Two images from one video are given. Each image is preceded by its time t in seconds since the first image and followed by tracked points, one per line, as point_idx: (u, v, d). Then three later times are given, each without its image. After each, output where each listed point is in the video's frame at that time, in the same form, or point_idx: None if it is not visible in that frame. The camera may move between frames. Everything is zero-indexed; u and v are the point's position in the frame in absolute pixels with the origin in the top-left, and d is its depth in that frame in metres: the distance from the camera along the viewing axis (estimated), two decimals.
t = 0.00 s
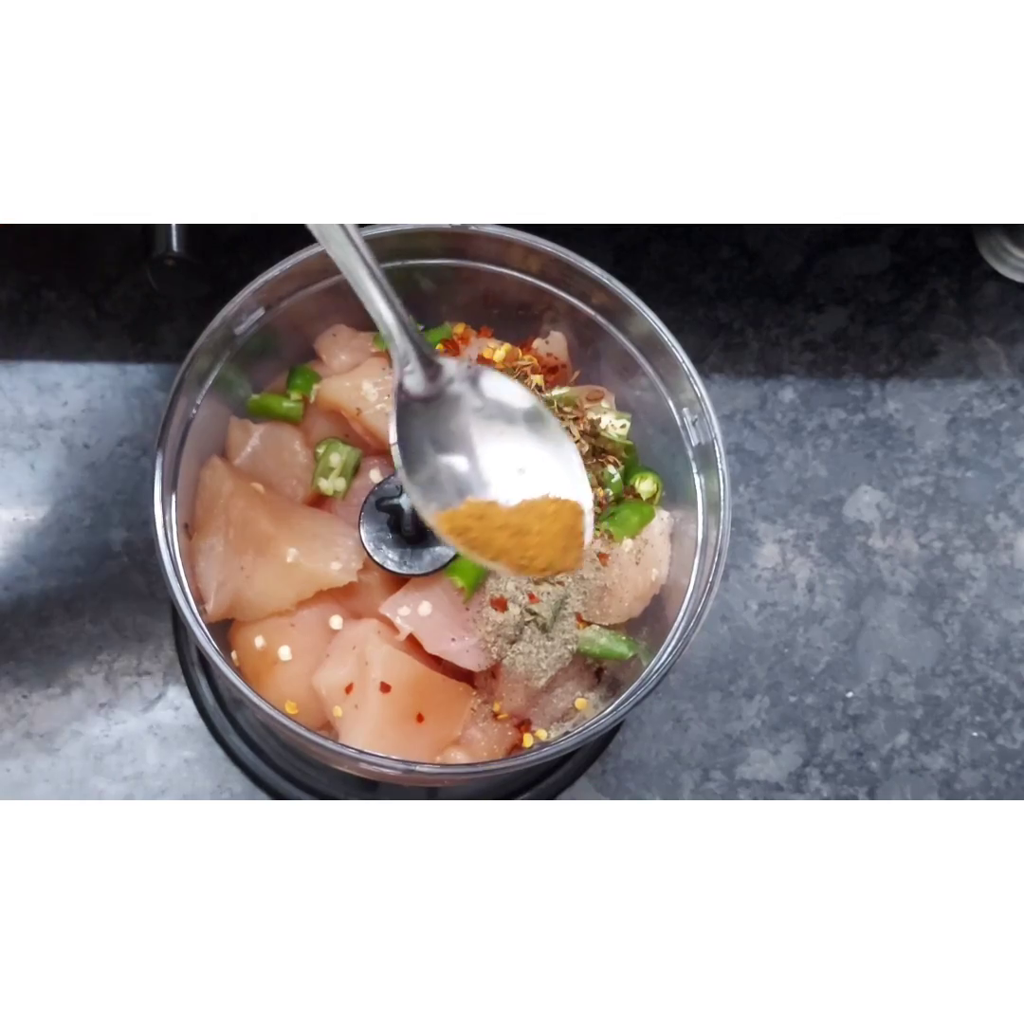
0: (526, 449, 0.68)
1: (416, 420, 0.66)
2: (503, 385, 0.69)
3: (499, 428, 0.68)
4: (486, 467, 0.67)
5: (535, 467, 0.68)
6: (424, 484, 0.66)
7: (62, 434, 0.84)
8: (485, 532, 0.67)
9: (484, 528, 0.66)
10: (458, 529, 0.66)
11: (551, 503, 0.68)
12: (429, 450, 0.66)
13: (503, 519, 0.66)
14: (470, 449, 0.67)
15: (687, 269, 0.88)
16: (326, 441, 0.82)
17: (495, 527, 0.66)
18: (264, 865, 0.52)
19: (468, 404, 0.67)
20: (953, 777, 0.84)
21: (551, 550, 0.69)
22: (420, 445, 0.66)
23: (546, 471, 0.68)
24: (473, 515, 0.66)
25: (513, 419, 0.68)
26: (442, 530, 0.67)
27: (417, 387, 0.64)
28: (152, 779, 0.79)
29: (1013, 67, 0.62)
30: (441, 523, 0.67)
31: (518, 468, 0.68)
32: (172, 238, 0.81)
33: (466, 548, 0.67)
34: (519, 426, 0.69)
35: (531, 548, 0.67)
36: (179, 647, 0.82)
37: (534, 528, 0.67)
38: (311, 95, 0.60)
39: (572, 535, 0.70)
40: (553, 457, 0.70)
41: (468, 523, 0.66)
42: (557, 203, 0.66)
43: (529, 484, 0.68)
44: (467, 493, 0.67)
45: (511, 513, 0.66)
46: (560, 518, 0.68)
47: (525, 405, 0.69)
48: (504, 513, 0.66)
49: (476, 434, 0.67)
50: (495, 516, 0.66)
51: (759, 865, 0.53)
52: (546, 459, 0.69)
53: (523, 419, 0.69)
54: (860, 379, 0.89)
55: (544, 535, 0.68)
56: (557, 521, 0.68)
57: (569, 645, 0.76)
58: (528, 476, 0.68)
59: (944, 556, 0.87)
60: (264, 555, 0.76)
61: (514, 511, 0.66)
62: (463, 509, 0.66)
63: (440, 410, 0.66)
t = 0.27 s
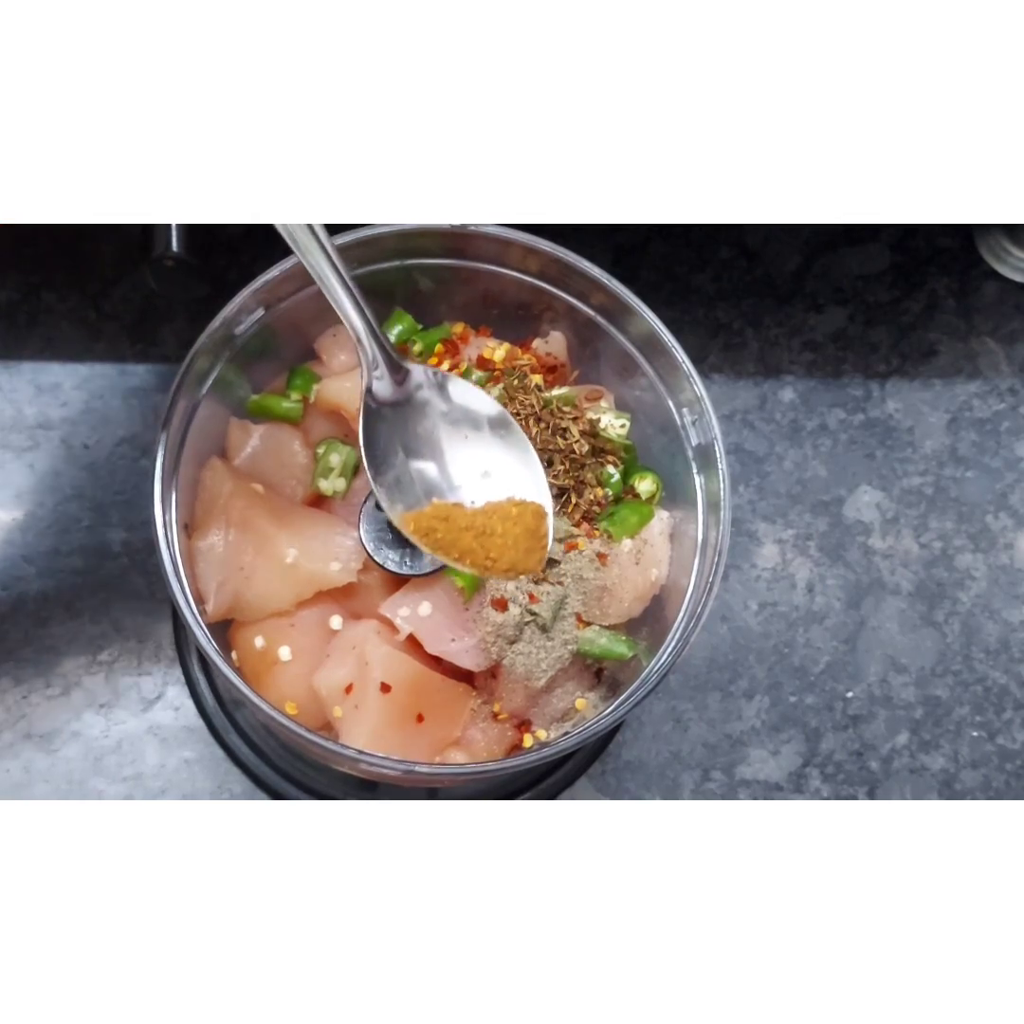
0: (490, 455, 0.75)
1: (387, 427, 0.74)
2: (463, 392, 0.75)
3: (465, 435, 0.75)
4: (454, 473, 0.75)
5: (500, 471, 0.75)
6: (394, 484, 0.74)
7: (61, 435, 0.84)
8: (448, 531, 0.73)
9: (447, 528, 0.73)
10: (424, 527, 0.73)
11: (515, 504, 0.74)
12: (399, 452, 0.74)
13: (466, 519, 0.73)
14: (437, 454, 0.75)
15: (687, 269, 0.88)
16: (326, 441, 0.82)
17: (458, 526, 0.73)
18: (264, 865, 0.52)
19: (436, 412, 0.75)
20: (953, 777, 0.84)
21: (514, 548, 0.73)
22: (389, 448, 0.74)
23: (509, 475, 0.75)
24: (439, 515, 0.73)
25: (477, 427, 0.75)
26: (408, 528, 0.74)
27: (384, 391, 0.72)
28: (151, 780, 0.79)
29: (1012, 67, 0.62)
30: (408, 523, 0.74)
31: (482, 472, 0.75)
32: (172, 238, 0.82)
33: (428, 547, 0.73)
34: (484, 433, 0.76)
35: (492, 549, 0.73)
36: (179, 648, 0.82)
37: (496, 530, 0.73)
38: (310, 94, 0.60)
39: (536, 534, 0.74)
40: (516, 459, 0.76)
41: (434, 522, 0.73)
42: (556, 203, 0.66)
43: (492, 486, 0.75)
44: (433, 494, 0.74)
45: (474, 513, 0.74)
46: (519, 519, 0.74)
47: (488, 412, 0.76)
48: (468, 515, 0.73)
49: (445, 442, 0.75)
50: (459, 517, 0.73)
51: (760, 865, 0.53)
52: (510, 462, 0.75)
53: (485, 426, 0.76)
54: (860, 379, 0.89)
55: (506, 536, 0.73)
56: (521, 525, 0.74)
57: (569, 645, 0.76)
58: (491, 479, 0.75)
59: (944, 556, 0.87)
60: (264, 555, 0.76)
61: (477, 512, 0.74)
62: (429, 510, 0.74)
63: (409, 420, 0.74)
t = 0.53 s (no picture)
0: (486, 434, 0.75)
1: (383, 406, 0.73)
2: (457, 373, 0.75)
3: (461, 414, 0.74)
4: (451, 452, 0.74)
5: (497, 450, 0.74)
6: (391, 466, 0.73)
7: (63, 435, 0.84)
8: (446, 511, 0.72)
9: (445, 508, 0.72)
10: (422, 508, 0.73)
11: (512, 484, 0.74)
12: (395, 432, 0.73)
13: (464, 499, 0.73)
14: (434, 434, 0.74)
15: (687, 269, 0.88)
16: (326, 441, 0.82)
17: (456, 506, 0.72)
18: (266, 865, 0.52)
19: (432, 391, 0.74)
20: (953, 777, 0.84)
21: (513, 526, 0.73)
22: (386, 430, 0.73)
23: (506, 455, 0.74)
24: (436, 495, 0.73)
25: (472, 405, 0.75)
26: (405, 509, 0.73)
27: (378, 371, 0.71)
28: (153, 780, 0.79)
29: (1012, 68, 0.62)
30: (406, 504, 0.73)
31: (479, 452, 0.74)
32: (173, 238, 0.82)
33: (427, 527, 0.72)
34: (480, 412, 0.75)
35: (490, 529, 0.72)
36: (180, 648, 0.82)
37: (494, 508, 0.72)
38: (311, 96, 0.60)
39: (534, 512, 0.74)
40: (511, 438, 0.75)
41: (432, 502, 0.73)
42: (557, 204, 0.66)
43: (489, 465, 0.74)
44: (431, 475, 0.73)
45: (471, 493, 0.73)
46: (517, 497, 0.73)
47: (482, 390, 0.75)
48: (465, 495, 0.73)
49: (441, 421, 0.74)
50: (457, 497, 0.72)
51: (761, 865, 0.53)
52: (506, 441, 0.75)
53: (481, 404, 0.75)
54: (860, 380, 0.89)
55: (504, 514, 0.73)
56: (519, 503, 0.73)
57: (570, 646, 0.76)
58: (488, 458, 0.74)
59: (944, 556, 0.87)
60: (264, 555, 0.76)
61: (475, 491, 0.73)
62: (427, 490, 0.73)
63: (405, 400, 0.73)
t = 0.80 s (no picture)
0: (498, 366, 0.76)
1: (392, 338, 0.74)
2: (464, 299, 0.75)
3: (472, 343, 0.75)
4: (464, 382, 0.75)
5: (510, 381, 0.76)
6: (402, 400, 0.74)
7: (63, 435, 0.84)
8: (460, 446, 0.74)
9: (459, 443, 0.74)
10: (436, 444, 0.74)
11: (526, 412, 0.76)
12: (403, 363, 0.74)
13: (478, 433, 0.74)
14: (445, 366, 0.75)
15: (688, 269, 0.88)
16: (326, 441, 0.82)
17: (470, 441, 0.74)
18: (267, 865, 0.52)
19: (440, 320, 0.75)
20: (953, 777, 0.84)
21: (527, 459, 0.75)
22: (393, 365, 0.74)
23: (518, 385, 0.76)
24: (450, 430, 0.74)
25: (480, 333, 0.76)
26: (419, 445, 0.74)
27: (386, 302, 0.72)
28: (153, 780, 0.79)
29: (1012, 68, 0.62)
30: (420, 439, 0.74)
31: (493, 383, 0.75)
32: (173, 239, 0.79)
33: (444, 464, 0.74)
34: (489, 341, 0.76)
35: (506, 464, 0.74)
36: (180, 648, 0.82)
37: (509, 440, 0.75)
38: (311, 96, 0.60)
39: (547, 442, 0.76)
40: (521, 369, 0.77)
41: (446, 438, 0.74)
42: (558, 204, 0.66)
43: (504, 397, 0.75)
44: (443, 407, 0.74)
45: (485, 427, 0.74)
46: (531, 428, 0.75)
47: (490, 318, 0.76)
48: (480, 429, 0.74)
49: (452, 350, 0.75)
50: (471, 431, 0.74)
51: (762, 866, 0.53)
52: (518, 371, 0.76)
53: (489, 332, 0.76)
54: (860, 379, 0.89)
55: (518, 446, 0.75)
56: (532, 436, 0.75)
57: (570, 646, 0.76)
58: (502, 390, 0.75)
59: (944, 556, 0.87)
60: (264, 555, 0.76)
61: (488, 425, 0.74)
62: (441, 427, 0.74)
63: (413, 331, 0.74)
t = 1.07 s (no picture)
0: (494, 383, 0.75)
1: (389, 356, 0.73)
2: (461, 316, 0.75)
3: (468, 360, 0.74)
4: (460, 400, 0.74)
5: (505, 397, 0.75)
6: (399, 415, 0.74)
7: (63, 435, 0.84)
8: (456, 461, 0.73)
9: (455, 458, 0.73)
10: (432, 457, 0.73)
11: (521, 428, 0.75)
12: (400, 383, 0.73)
13: (473, 448, 0.74)
14: (442, 384, 0.74)
15: (688, 269, 0.88)
16: (326, 441, 0.82)
17: (466, 455, 0.73)
18: (266, 865, 0.52)
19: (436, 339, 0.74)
20: (953, 777, 0.84)
21: (521, 472, 0.75)
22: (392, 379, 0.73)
23: (514, 401, 0.75)
24: (445, 445, 0.73)
25: (477, 351, 0.75)
26: (416, 460, 0.74)
27: (384, 320, 0.71)
28: (152, 779, 0.79)
29: (1012, 67, 0.62)
30: (416, 454, 0.74)
31: (488, 399, 0.74)
32: (172, 238, 0.79)
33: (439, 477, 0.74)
34: (485, 357, 0.75)
35: (500, 478, 0.74)
36: (179, 648, 0.82)
37: (503, 456, 0.74)
38: (312, 95, 0.60)
39: (541, 457, 0.76)
40: (518, 384, 0.76)
41: (442, 453, 0.73)
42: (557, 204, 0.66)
43: (499, 412, 0.74)
44: (440, 423, 0.74)
45: (480, 442, 0.74)
46: (525, 443, 0.75)
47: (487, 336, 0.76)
48: (476, 443, 0.74)
49: (449, 368, 0.74)
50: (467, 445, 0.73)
51: (761, 865, 0.53)
52: (514, 387, 0.75)
53: (485, 350, 0.75)
54: (860, 380, 0.89)
55: (513, 462, 0.74)
56: (526, 450, 0.75)
57: (570, 646, 0.76)
58: (498, 406, 0.74)
59: (944, 556, 0.87)
60: (264, 554, 0.76)
61: (483, 440, 0.74)
62: (437, 441, 0.73)
63: (411, 347, 0.73)
